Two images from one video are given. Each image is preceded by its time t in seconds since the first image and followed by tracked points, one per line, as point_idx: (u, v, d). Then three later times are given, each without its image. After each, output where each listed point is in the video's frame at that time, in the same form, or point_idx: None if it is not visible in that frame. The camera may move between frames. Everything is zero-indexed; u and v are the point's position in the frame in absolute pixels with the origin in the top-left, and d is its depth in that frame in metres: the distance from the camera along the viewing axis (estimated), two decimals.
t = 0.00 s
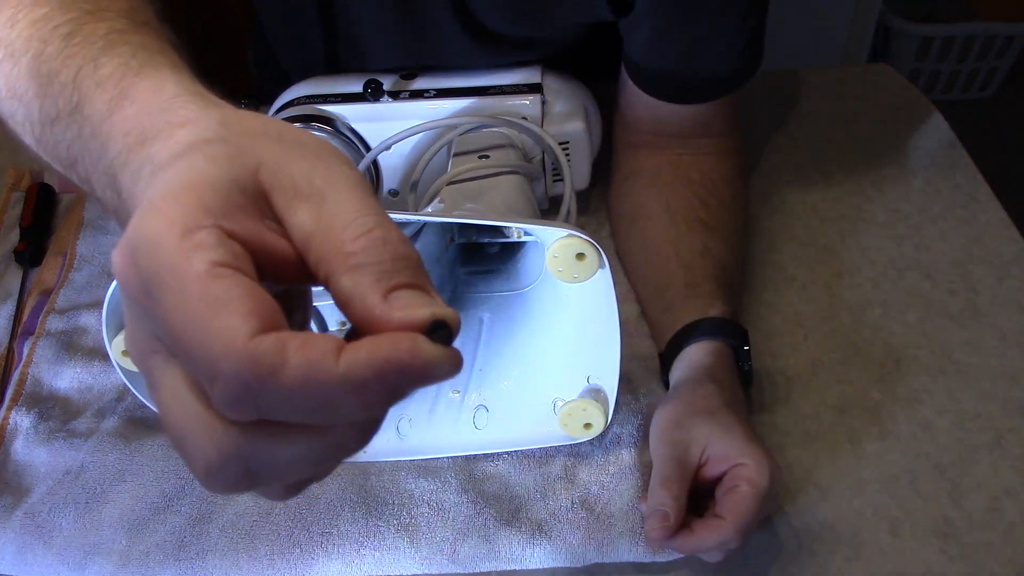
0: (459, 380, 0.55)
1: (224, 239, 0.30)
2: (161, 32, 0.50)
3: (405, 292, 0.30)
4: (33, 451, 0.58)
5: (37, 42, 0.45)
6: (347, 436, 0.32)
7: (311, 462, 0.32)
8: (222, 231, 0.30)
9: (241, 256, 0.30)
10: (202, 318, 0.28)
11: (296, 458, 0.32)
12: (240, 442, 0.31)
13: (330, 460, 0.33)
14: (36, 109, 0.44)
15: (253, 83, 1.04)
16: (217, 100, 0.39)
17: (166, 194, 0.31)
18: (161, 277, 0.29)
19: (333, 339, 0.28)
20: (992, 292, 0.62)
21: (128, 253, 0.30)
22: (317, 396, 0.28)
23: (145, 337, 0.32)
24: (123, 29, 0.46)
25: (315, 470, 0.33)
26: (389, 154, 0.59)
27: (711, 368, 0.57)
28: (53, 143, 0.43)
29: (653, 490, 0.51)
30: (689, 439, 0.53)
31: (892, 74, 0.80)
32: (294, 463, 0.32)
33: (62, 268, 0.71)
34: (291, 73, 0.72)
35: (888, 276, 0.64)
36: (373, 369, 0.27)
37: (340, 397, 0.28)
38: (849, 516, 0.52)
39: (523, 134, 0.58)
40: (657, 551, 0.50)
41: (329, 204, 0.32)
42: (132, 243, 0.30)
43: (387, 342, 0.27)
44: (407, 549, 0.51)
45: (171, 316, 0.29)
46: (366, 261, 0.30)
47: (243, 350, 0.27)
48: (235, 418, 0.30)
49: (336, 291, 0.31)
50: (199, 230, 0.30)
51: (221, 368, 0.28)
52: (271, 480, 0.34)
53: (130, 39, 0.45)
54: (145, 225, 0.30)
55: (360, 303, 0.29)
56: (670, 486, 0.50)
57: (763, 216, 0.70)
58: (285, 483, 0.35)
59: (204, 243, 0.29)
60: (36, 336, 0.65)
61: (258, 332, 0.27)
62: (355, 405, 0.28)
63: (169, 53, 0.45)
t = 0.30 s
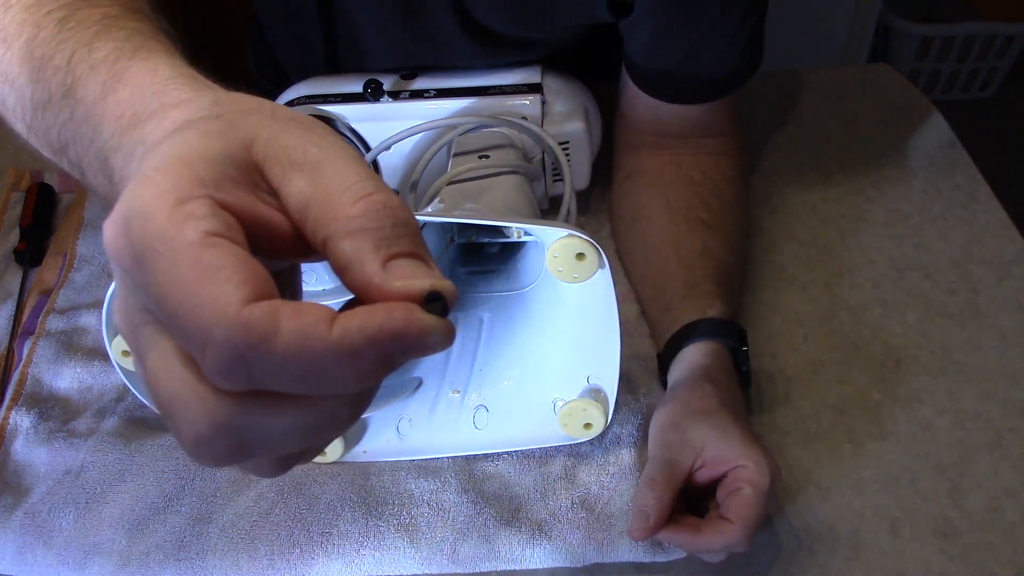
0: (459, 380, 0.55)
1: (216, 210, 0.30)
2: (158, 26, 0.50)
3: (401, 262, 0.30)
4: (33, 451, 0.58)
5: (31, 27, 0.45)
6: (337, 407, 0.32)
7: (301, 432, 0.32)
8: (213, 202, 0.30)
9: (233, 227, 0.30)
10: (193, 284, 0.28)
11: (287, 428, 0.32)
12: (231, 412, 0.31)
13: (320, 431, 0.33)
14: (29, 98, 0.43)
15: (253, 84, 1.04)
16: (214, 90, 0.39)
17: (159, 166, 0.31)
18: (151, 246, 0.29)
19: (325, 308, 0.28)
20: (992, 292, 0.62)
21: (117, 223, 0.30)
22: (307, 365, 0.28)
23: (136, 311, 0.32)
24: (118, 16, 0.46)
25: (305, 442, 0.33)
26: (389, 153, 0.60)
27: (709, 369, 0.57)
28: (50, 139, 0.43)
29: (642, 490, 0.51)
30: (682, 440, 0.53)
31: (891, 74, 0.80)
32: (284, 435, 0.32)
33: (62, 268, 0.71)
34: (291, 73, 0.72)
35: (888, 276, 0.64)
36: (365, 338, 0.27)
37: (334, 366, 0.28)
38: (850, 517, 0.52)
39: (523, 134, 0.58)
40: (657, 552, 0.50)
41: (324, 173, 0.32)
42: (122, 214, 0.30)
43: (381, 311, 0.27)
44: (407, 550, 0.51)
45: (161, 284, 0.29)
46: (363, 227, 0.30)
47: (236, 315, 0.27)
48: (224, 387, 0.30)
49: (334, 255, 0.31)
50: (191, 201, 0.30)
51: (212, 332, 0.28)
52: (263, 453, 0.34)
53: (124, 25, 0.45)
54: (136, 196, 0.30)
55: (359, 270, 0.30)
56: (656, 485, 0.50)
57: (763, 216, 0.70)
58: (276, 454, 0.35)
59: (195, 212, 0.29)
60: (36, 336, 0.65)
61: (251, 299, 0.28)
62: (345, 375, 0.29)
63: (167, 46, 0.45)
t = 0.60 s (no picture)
0: (459, 380, 0.55)
1: (204, 218, 0.30)
2: (154, 29, 0.50)
3: (387, 270, 0.30)
4: (33, 451, 0.58)
5: (27, 28, 0.45)
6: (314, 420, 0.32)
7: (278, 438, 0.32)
8: (202, 210, 0.30)
9: (221, 235, 0.30)
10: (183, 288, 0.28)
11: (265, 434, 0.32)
12: (216, 416, 0.31)
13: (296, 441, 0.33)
14: (26, 99, 0.43)
15: (253, 84, 1.04)
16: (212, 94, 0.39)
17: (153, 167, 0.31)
18: (140, 251, 0.29)
19: (310, 317, 0.28)
20: (992, 291, 0.62)
21: (107, 230, 0.30)
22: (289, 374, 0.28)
23: (129, 314, 0.32)
24: (116, 18, 0.46)
25: (289, 449, 0.33)
26: (389, 154, 0.60)
27: (710, 369, 0.57)
28: (46, 139, 0.42)
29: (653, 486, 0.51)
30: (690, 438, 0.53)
31: (892, 74, 0.80)
32: (268, 441, 0.32)
33: (62, 268, 0.71)
34: (291, 73, 0.72)
35: (888, 276, 0.64)
36: (349, 346, 0.27)
37: (316, 373, 0.28)
38: (850, 517, 0.52)
39: (523, 134, 0.58)
40: (657, 552, 0.50)
41: (313, 180, 0.32)
42: (111, 219, 0.30)
43: (364, 320, 0.27)
44: (407, 550, 0.51)
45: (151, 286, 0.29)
46: (350, 235, 0.30)
47: (220, 322, 0.27)
48: (210, 391, 0.30)
49: (321, 264, 0.31)
50: (184, 205, 0.30)
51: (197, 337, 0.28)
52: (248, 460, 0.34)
53: (119, 29, 0.45)
54: (125, 201, 0.30)
55: (344, 279, 0.30)
56: (671, 480, 0.50)
57: (763, 216, 0.70)
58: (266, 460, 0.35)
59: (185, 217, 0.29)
60: (36, 337, 0.65)
61: (236, 308, 0.28)
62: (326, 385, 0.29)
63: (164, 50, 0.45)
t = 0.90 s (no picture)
0: (459, 380, 0.55)
1: (199, 214, 0.30)
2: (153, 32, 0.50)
3: (375, 263, 0.31)
4: (33, 451, 0.58)
5: (26, 30, 0.45)
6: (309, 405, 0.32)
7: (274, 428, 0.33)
8: (196, 207, 0.30)
9: (216, 231, 0.30)
10: (176, 280, 0.28)
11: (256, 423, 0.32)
12: (209, 406, 0.31)
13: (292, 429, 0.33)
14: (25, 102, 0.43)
15: (253, 84, 1.04)
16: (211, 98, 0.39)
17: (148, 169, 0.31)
18: (134, 246, 0.29)
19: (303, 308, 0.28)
20: (993, 291, 0.62)
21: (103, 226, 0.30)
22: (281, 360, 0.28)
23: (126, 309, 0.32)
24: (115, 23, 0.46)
25: (277, 442, 0.33)
26: (389, 154, 0.60)
27: (720, 369, 0.57)
28: (44, 139, 0.42)
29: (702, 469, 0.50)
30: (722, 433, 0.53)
31: (892, 74, 0.80)
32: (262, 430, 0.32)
33: (62, 268, 0.71)
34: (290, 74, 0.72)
35: (888, 276, 0.64)
36: (340, 336, 0.28)
37: (308, 363, 0.29)
38: (850, 516, 0.52)
39: (523, 134, 0.58)
40: (657, 552, 0.50)
41: (301, 174, 0.32)
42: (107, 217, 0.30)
43: (352, 313, 0.28)
44: (407, 549, 0.51)
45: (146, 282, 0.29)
46: (337, 228, 0.30)
47: (215, 312, 0.27)
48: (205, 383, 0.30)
49: (309, 255, 0.31)
50: (176, 203, 0.30)
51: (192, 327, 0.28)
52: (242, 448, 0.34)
53: (118, 34, 0.45)
54: (121, 198, 0.30)
55: (332, 270, 0.30)
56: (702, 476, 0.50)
57: (763, 216, 0.70)
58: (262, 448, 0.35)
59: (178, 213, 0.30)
60: (36, 337, 0.65)
61: (232, 299, 0.28)
62: (318, 372, 0.29)
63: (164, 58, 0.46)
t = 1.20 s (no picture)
0: (459, 380, 0.55)
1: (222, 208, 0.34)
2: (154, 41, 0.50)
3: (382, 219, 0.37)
4: (32, 451, 0.58)
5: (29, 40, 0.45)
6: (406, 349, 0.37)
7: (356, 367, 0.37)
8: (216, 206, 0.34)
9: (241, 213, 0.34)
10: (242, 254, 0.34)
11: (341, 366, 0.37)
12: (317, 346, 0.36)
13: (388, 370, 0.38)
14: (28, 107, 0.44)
15: (253, 84, 1.04)
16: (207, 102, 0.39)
17: (180, 161, 0.35)
18: (198, 234, 0.35)
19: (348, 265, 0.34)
20: (992, 292, 0.62)
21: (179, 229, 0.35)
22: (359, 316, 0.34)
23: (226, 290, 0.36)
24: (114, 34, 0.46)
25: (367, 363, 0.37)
26: (389, 154, 0.60)
27: (721, 369, 0.57)
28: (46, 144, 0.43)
29: (708, 469, 0.50)
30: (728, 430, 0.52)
31: (892, 74, 0.80)
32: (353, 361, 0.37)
33: (62, 268, 0.71)
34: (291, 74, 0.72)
35: (888, 276, 0.64)
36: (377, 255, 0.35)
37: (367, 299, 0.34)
38: (850, 516, 0.52)
39: (523, 134, 0.58)
40: (657, 552, 0.50)
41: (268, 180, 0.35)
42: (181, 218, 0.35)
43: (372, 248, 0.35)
44: (407, 550, 0.51)
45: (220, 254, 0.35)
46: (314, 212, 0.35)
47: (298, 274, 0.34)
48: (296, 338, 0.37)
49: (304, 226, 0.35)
50: (245, 186, 0.35)
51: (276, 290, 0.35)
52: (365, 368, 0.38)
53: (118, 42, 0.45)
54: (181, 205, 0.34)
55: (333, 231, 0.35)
56: (711, 471, 0.49)
57: (763, 215, 0.70)
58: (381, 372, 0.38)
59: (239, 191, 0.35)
60: (36, 336, 0.65)
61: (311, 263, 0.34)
62: (382, 314, 0.34)
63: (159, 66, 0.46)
